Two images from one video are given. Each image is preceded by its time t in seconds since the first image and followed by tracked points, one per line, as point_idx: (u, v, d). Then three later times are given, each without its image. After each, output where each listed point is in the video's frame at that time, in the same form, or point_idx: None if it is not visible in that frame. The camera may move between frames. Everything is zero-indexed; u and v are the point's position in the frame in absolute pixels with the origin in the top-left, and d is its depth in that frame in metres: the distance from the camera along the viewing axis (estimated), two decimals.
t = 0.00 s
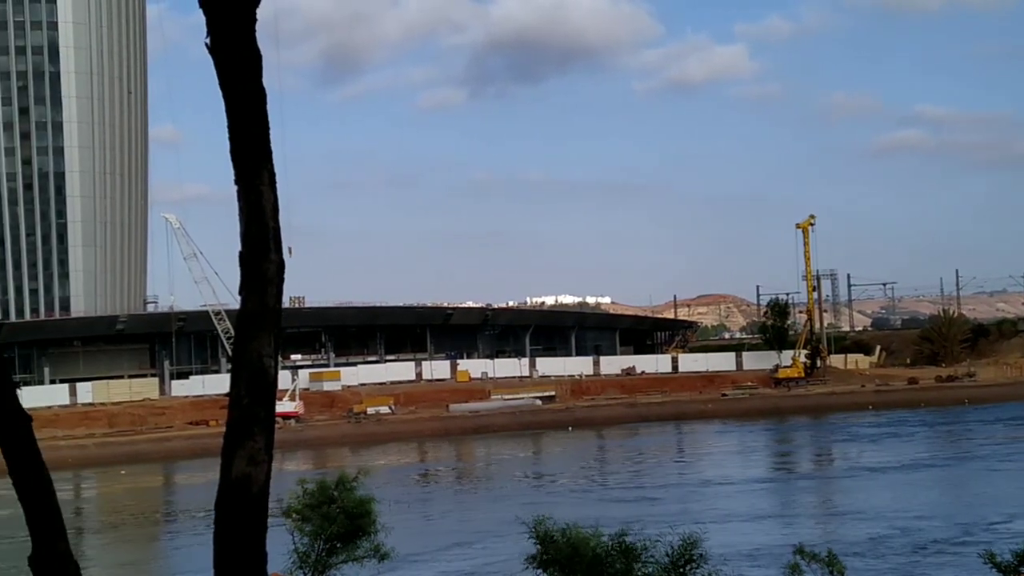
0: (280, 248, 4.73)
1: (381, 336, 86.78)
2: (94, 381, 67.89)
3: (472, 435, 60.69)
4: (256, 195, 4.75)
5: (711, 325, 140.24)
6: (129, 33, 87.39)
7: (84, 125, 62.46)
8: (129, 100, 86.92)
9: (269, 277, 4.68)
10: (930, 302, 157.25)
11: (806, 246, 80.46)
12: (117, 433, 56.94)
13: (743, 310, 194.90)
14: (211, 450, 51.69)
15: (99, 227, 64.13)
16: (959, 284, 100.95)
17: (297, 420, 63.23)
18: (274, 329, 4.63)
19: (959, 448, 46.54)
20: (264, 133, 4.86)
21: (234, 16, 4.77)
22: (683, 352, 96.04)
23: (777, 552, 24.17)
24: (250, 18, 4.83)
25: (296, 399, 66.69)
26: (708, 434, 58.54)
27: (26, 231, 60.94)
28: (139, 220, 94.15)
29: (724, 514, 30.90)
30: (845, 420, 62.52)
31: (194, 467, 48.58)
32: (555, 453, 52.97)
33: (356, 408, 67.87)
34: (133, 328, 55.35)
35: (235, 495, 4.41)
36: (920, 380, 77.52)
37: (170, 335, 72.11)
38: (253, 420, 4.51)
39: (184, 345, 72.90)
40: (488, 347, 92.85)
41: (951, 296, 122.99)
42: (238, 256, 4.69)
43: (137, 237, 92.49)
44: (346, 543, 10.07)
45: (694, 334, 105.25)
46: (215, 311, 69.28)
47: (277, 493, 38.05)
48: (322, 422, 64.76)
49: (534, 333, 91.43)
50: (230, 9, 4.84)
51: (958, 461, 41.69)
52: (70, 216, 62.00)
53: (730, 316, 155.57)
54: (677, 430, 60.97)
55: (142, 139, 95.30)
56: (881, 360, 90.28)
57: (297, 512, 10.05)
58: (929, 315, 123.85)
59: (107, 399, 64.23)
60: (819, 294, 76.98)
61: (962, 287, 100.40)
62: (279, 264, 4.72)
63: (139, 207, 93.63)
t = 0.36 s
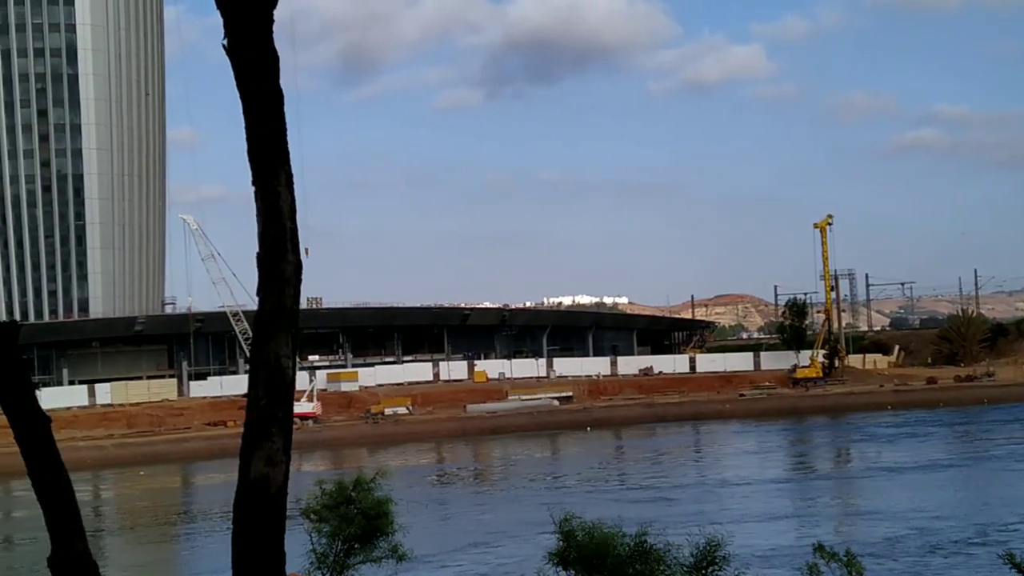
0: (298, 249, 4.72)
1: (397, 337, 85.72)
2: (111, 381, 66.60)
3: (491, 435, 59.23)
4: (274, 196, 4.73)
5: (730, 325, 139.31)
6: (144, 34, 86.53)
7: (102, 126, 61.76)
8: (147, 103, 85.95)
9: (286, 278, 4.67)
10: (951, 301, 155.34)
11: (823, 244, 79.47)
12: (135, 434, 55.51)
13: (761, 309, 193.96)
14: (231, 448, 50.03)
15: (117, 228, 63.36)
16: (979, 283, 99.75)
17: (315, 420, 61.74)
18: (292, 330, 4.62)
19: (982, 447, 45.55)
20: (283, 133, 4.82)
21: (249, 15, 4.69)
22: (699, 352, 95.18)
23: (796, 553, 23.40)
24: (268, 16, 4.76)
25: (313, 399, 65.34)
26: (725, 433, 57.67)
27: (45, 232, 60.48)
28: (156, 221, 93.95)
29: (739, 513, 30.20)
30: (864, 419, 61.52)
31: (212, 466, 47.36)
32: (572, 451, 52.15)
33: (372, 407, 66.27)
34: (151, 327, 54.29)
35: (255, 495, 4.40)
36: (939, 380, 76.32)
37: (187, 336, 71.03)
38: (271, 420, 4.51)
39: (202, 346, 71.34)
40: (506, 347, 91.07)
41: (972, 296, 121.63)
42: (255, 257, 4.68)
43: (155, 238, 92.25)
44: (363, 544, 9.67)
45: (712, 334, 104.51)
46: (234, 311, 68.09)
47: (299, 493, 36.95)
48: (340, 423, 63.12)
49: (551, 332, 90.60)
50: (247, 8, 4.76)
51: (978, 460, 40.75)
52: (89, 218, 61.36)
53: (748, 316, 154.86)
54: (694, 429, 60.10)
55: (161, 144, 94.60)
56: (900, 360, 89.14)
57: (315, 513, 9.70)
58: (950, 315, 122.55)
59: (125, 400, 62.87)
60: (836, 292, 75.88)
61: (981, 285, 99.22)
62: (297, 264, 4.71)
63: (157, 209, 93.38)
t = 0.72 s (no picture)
0: (311, 250, 4.78)
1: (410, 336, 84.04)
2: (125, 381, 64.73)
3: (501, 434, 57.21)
4: (287, 197, 4.76)
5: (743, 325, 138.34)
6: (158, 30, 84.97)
7: (115, 127, 60.78)
8: (161, 103, 85.22)
9: (300, 279, 4.73)
10: (965, 299, 153.73)
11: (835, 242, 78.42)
12: (147, 434, 53.17)
13: (773, 309, 193.18)
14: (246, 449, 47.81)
15: (130, 229, 62.45)
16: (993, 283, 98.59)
17: (326, 421, 59.82)
18: (305, 331, 4.70)
19: (1000, 446, 44.54)
20: (295, 134, 4.84)
21: (261, 14, 4.68)
22: (710, 352, 94.28)
23: (810, 551, 22.74)
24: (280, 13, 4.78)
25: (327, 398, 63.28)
26: (738, 431, 56.67)
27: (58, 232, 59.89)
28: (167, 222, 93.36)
29: (752, 510, 29.58)
30: (878, 417, 60.47)
31: (225, 466, 45.43)
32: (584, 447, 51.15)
33: (385, 408, 64.28)
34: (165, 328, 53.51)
35: (268, 494, 4.50)
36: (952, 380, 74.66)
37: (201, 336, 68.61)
38: (283, 418, 4.60)
39: (214, 346, 69.28)
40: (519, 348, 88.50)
41: (986, 296, 120.35)
42: (268, 257, 4.73)
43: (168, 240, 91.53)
44: (376, 545, 9.41)
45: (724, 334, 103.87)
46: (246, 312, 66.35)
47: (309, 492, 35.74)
48: (352, 423, 60.73)
49: (564, 332, 89.53)
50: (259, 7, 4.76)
51: (994, 459, 39.84)
52: (102, 218, 60.79)
53: (761, 317, 154.15)
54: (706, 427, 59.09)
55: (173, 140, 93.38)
56: (912, 360, 88.01)
57: (327, 514, 9.48)
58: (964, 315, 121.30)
59: (139, 400, 60.70)
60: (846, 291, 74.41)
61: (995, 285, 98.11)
62: (309, 265, 4.76)
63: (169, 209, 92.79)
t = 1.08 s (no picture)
0: (322, 251, 4.62)
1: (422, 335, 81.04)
2: (136, 381, 63.03)
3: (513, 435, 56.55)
4: (298, 198, 4.61)
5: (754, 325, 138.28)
6: (172, 26, 83.76)
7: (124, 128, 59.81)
8: (174, 104, 84.85)
9: (311, 280, 4.57)
10: (978, 299, 153.23)
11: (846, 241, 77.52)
12: (158, 434, 52.22)
13: (783, 309, 193.43)
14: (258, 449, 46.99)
15: (141, 230, 61.63)
16: (1005, 283, 97.85)
17: (339, 420, 58.53)
18: (316, 330, 4.53)
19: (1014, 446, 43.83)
20: (307, 136, 4.69)
21: (273, 15, 4.57)
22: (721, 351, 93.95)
23: (816, 552, 22.45)
24: (292, 17, 4.64)
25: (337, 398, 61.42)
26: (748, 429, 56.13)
27: (69, 233, 59.47)
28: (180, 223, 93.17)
29: (762, 510, 29.27)
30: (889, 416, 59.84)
31: (238, 466, 44.71)
32: (594, 447, 50.59)
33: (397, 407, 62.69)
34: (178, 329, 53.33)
35: (280, 493, 4.31)
36: (963, 379, 73.11)
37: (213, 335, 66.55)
38: (294, 417, 4.42)
39: (226, 346, 67.39)
40: (529, 347, 85.76)
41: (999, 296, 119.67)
42: (280, 258, 4.58)
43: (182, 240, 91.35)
44: (387, 544, 9.39)
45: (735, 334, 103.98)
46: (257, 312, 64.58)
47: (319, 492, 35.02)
48: (362, 423, 59.17)
49: (575, 333, 88.26)
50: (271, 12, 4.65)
51: (1007, 459, 39.19)
52: (113, 219, 59.98)
53: (772, 316, 154.72)
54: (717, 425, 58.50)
55: (184, 140, 92.38)
56: (923, 360, 87.36)
57: (339, 515, 9.51)
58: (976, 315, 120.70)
59: (150, 401, 59.00)
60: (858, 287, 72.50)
61: (1007, 285, 97.39)
62: (320, 265, 4.61)
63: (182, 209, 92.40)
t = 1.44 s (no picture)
0: (336, 251, 4.73)
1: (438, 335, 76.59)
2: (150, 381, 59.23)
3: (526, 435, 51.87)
4: (310, 199, 4.72)
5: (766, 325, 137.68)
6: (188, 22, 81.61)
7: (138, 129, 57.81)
8: (188, 105, 83.35)
9: (323, 281, 4.67)
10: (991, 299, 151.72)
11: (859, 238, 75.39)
12: (171, 434, 49.14)
13: (795, 309, 193.38)
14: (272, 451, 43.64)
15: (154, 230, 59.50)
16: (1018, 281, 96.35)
17: (350, 419, 54.49)
18: (329, 330, 4.63)
19: None
20: (320, 137, 4.79)
21: (284, 17, 4.62)
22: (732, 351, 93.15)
23: (827, 550, 21.19)
24: (303, 22, 4.71)
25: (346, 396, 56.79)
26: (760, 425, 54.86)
27: (82, 233, 57.50)
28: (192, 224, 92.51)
29: (769, 502, 28.79)
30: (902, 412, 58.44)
31: (252, 467, 42.04)
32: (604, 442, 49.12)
33: (405, 407, 57.98)
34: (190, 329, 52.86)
35: (291, 491, 4.44)
36: (975, 379, 71.14)
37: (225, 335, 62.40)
38: (307, 416, 4.54)
39: (240, 346, 63.11)
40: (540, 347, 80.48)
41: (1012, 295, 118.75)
42: (291, 260, 4.70)
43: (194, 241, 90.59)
44: (398, 544, 9.59)
45: (747, 334, 103.82)
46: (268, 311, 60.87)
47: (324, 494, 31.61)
48: (375, 423, 54.98)
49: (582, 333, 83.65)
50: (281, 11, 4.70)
51: None
52: (126, 219, 57.93)
53: (784, 316, 154.53)
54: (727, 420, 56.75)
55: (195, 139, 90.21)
56: (935, 359, 86.23)
57: (354, 515, 9.74)
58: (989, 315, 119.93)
59: (165, 401, 55.29)
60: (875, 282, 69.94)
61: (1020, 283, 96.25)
62: (333, 266, 4.72)
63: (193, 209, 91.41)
